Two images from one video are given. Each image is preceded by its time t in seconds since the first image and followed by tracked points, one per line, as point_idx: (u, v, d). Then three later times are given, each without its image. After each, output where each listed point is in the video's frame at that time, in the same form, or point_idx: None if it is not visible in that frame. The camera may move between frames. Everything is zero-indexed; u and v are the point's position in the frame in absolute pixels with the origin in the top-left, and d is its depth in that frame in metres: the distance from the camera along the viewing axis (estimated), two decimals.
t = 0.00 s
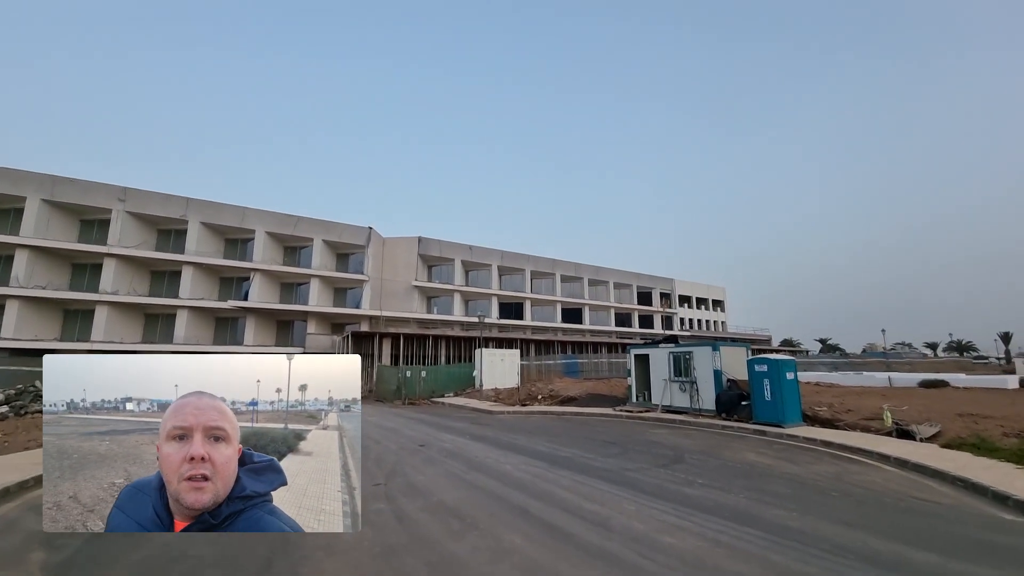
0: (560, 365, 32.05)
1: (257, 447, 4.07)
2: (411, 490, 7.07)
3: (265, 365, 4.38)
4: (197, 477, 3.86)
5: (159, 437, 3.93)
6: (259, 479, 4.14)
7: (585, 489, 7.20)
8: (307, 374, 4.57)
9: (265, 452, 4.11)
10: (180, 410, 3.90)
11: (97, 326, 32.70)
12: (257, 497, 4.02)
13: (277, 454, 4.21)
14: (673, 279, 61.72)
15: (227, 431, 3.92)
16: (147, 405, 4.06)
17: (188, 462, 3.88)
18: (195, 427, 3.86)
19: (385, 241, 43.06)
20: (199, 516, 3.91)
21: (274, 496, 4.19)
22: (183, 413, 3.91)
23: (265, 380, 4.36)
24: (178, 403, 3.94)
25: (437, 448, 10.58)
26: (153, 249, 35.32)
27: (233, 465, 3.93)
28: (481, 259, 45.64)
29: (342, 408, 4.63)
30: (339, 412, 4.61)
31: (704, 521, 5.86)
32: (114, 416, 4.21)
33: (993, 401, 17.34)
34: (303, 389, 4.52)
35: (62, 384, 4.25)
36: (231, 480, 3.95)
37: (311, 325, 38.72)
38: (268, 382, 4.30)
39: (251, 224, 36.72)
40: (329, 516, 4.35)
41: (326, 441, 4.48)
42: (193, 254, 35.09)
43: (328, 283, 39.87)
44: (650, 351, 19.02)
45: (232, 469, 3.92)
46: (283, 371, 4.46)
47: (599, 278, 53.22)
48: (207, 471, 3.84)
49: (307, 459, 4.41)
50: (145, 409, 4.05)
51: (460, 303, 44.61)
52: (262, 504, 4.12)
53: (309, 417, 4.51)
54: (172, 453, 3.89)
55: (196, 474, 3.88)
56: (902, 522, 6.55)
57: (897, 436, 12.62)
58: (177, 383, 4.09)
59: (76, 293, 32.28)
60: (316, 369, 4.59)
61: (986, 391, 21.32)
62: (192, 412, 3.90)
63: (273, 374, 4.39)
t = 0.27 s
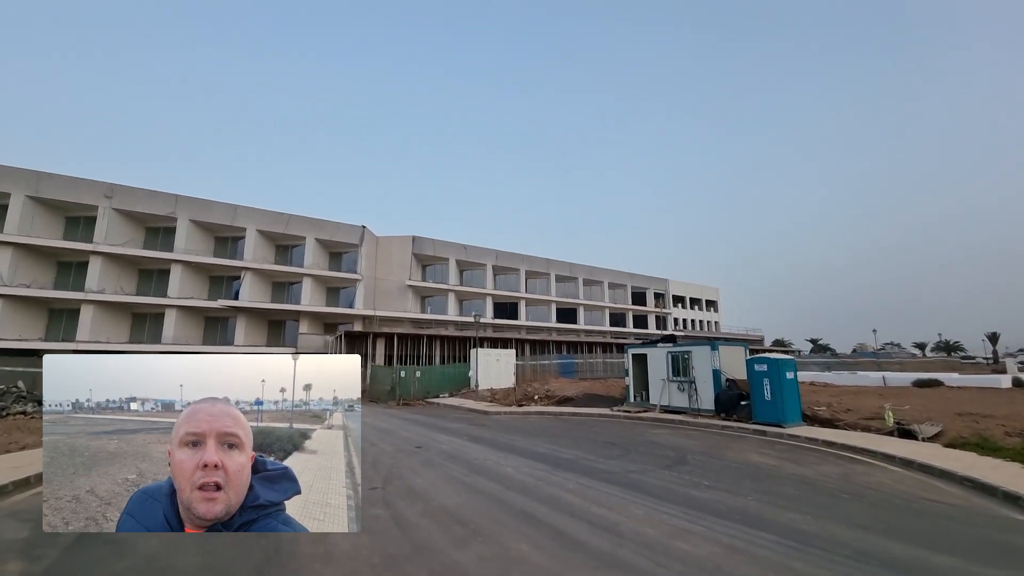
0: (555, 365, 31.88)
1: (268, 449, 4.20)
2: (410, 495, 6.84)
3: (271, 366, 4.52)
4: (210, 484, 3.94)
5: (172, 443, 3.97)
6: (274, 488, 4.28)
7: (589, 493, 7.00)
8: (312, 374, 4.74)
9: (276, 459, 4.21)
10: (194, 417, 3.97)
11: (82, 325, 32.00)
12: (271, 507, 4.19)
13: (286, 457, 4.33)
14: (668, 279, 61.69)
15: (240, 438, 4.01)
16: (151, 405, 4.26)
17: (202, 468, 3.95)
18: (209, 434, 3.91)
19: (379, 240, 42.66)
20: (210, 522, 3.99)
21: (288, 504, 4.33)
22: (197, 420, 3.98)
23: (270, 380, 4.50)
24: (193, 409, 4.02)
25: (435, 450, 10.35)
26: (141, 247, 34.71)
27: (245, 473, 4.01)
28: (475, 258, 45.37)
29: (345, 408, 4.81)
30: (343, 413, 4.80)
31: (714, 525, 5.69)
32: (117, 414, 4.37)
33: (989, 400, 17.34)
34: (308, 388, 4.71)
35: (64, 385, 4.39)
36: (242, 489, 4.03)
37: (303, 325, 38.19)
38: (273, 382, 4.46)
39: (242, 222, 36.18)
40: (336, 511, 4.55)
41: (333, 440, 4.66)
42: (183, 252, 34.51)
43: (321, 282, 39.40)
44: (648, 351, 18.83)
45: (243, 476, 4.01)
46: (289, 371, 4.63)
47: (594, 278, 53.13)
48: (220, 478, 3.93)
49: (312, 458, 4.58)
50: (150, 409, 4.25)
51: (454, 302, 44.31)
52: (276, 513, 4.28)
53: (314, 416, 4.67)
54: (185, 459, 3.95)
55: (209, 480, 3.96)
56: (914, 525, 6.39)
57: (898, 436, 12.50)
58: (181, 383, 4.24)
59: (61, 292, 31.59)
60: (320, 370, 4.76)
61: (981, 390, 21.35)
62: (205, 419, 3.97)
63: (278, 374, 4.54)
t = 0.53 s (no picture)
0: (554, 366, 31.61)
1: (276, 446, 4.05)
2: (412, 502, 6.55)
3: (274, 364, 4.25)
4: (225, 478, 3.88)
5: (186, 436, 3.89)
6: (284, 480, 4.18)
7: (598, 500, 6.73)
8: (314, 373, 4.48)
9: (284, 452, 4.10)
10: (209, 412, 3.87)
11: (73, 325, 31.51)
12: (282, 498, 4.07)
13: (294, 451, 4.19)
14: (665, 280, 61.56)
15: (255, 432, 3.92)
16: (153, 404, 4.15)
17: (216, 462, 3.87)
18: (225, 428, 3.84)
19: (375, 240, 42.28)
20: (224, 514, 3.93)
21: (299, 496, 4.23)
22: (212, 413, 3.88)
23: (274, 379, 4.24)
24: (207, 403, 3.92)
25: (435, 454, 10.05)
26: (134, 246, 34.21)
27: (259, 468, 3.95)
28: (472, 259, 45.10)
29: (349, 407, 4.58)
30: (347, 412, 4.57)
31: (733, 535, 5.43)
32: (120, 414, 4.26)
33: (993, 403, 17.19)
34: (310, 386, 4.44)
35: (65, 384, 4.27)
36: (255, 482, 3.97)
37: (299, 326, 37.78)
38: (278, 381, 4.20)
39: (236, 222, 35.72)
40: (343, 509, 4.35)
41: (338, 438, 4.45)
42: (176, 251, 34.04)
43: (316, 282, 39.00)
44: (650, 352, 18.56)
45: (258, 471, 3.95)
46: (292, 369, 4.37)
47: (592, 279, 52.93)
48: (236, 472, 3.88)
49: (315, 456, 4.37)
50: (152, 408, 4.14)
51: (451, 303, 44.03)
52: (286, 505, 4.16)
53: (316, 416, 4.39)
54: (200, 453, 3.88)
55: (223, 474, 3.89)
56: (938, 534, 6.13)
57: (906, 439, 12.28)
58: (184, 383, 4.11)
59: (51, 291, 31.10)
60: (323, 368, 4.49)
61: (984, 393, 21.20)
62: (220, 414, 3.88)
63: (281, 373, 4.26)
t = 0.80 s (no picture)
0: (555, 366, 31.38)
1: (279, 447, 3.87)
2: (418, 505, 6.28)
3: (277, 363, 4.01)
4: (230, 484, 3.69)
5: (189, 441, 3.68)
6: (287, 481, 4.01)
7: (613, 504, 6.47)
8: (316, 372, 4.24)
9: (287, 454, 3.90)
10: (212, 418, 3.65)
11: (70, 324, 31.24)
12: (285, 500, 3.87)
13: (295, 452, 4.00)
14: (666, 281, 61.39)
15: (260, 436, 3.74)
16: (155, 404, 3.88)
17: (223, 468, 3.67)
18: (231, 433, 3.65)
19: (375, 239, 42.06)
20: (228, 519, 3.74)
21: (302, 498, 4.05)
22: (214, 419, 3.67)
23: (275, 380, 4.00)
24: (209, 407, 3.70)
25: (439, 456, 9.78)
26: (132, 244, 33.93)
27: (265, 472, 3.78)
28: (473, 258, 44.92)
29: (350, 408, 4.37)
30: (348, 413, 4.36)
31: (759, 541, 5.17)
32: (122, 414, 3.96)
33: (1002, 403, 16.97)
34: (311, 386, 4.19)
35: (62, 385, 3.91)
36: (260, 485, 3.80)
37: (298, 325, 37.52)
38: (280, 382, 3.97)
39: (235, 220, 35.47)
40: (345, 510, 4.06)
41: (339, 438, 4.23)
42: (174, 249, 33.77)
43: (316, 281, 38.77)
44: (654, 352, 18.31)
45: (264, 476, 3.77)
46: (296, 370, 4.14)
47: (592, 279, 52.76)
48: (242, 478, 3.70)
49: (316, 455, 4.16)
50: (154, 409, 3.87)
51: (452, 303, 43.85)
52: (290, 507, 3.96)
53: (317, 417, 4.15)
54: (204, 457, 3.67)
55: (229, 480, 3.70)
56: (969, 541, 5.86)
57: (919, 441, 12.05)
58: (187, 382, 3.89)
59: (48, 289, 30.83)
60: (326, 367, 4.26)
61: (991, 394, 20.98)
62: (225, 419, 3.67)
63: (284, 373, 4.02)
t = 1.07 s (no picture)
0: (558, 366, 31.18)
1: (278, 442, 3.79)
2: (429, 511, 6.11)
3: (279, 364, 3.93)
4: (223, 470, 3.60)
5: (188, 427, 3.65)
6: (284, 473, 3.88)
7: (631, 510, 6.28)
8: (318, 372, 4.20)
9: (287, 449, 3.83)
10: (208, 403, 3.61)
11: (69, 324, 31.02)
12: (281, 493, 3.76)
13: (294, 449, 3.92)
14: (667, 280, 61.20)
15: (256, 422, 3.68)
16: (155, 404, 3.82)
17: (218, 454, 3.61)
18: (228, 418, 3.61)
19: (376, 238, 41.82)
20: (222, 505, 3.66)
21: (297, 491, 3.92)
22: (211, 403, 3.63)
23: (278, 381, 3.93)
24: (207, 392, 3.67)
25: (446, 458, 9.59)
26: (131, 244, 33.72)
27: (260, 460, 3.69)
28: (474, 258, 44.71)
29: (350, 407, 4.30)
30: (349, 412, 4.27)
31: (785, 551, 5.01)
32: (121, 415, 3.91)
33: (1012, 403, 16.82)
34: (312, 386, 4.16)
35: (64, 383, 3.88)
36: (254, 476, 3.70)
37: (299, 325, 37.32)
38: (281, 382, 3.89)
39: (236, 220, 35.26)
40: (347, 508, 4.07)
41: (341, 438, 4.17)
42: (174, 249, 33.54)
43: (317, 281, 38.56)
44: (660, 352, 18.02)
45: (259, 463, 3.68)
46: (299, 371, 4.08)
47: (594, 279, 52.54)
48: (235, 463, 3.61)
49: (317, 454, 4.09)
50: (153, 409, 3.80)
51: (453, 302, 43.65)
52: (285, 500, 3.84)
53: (318, 417, 4.12)
54: (202, 442, 3.63)
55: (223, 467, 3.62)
56: (1000, 548, 5.68)
57: (932, 442, 11.87)
58: (189, 382, 3.80)
59: (47, 289, 30.63)
60: (328, 368, 4.19)
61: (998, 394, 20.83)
62: (221, 404, 3.62)
63: (286, 374, 3.94)
